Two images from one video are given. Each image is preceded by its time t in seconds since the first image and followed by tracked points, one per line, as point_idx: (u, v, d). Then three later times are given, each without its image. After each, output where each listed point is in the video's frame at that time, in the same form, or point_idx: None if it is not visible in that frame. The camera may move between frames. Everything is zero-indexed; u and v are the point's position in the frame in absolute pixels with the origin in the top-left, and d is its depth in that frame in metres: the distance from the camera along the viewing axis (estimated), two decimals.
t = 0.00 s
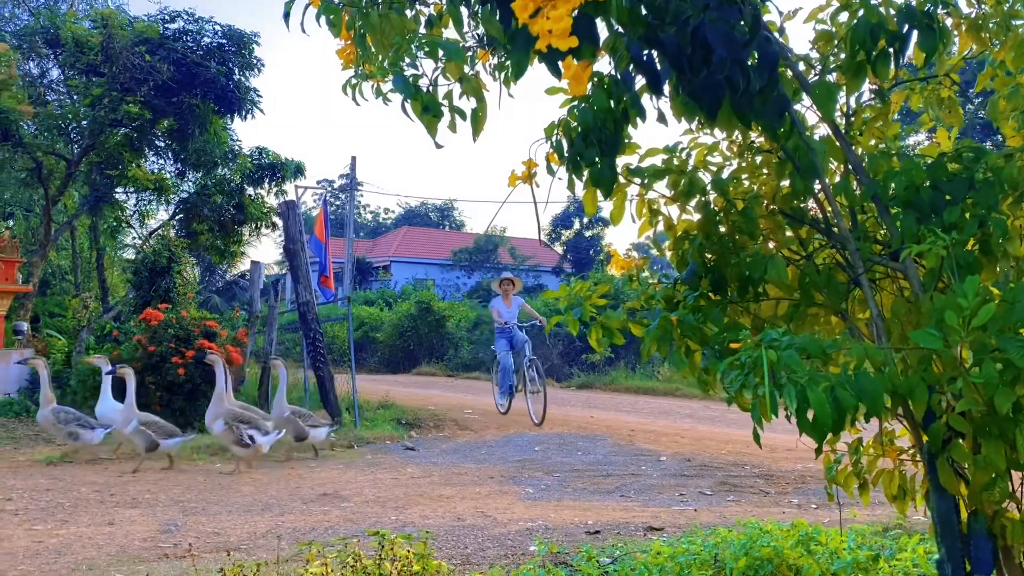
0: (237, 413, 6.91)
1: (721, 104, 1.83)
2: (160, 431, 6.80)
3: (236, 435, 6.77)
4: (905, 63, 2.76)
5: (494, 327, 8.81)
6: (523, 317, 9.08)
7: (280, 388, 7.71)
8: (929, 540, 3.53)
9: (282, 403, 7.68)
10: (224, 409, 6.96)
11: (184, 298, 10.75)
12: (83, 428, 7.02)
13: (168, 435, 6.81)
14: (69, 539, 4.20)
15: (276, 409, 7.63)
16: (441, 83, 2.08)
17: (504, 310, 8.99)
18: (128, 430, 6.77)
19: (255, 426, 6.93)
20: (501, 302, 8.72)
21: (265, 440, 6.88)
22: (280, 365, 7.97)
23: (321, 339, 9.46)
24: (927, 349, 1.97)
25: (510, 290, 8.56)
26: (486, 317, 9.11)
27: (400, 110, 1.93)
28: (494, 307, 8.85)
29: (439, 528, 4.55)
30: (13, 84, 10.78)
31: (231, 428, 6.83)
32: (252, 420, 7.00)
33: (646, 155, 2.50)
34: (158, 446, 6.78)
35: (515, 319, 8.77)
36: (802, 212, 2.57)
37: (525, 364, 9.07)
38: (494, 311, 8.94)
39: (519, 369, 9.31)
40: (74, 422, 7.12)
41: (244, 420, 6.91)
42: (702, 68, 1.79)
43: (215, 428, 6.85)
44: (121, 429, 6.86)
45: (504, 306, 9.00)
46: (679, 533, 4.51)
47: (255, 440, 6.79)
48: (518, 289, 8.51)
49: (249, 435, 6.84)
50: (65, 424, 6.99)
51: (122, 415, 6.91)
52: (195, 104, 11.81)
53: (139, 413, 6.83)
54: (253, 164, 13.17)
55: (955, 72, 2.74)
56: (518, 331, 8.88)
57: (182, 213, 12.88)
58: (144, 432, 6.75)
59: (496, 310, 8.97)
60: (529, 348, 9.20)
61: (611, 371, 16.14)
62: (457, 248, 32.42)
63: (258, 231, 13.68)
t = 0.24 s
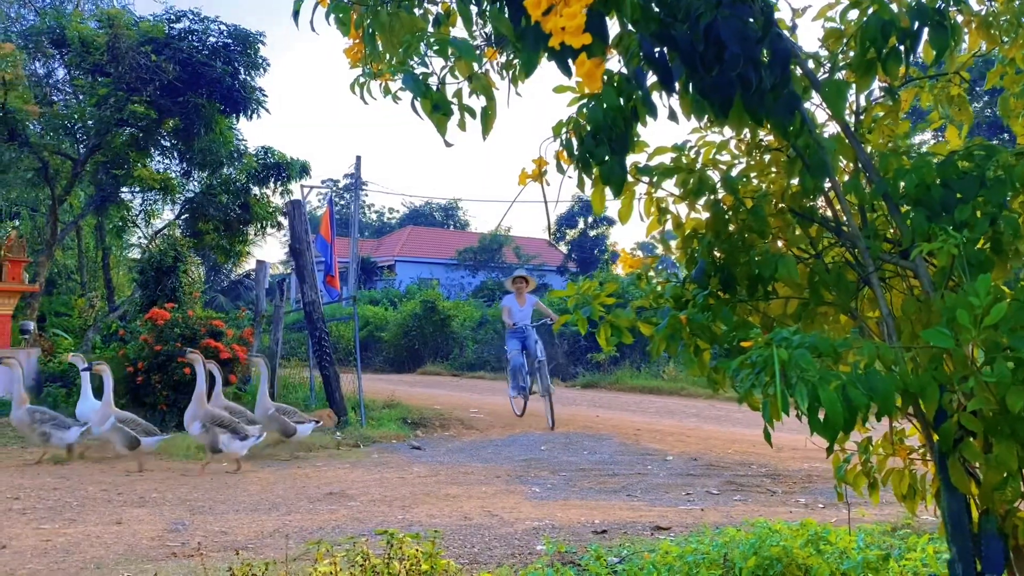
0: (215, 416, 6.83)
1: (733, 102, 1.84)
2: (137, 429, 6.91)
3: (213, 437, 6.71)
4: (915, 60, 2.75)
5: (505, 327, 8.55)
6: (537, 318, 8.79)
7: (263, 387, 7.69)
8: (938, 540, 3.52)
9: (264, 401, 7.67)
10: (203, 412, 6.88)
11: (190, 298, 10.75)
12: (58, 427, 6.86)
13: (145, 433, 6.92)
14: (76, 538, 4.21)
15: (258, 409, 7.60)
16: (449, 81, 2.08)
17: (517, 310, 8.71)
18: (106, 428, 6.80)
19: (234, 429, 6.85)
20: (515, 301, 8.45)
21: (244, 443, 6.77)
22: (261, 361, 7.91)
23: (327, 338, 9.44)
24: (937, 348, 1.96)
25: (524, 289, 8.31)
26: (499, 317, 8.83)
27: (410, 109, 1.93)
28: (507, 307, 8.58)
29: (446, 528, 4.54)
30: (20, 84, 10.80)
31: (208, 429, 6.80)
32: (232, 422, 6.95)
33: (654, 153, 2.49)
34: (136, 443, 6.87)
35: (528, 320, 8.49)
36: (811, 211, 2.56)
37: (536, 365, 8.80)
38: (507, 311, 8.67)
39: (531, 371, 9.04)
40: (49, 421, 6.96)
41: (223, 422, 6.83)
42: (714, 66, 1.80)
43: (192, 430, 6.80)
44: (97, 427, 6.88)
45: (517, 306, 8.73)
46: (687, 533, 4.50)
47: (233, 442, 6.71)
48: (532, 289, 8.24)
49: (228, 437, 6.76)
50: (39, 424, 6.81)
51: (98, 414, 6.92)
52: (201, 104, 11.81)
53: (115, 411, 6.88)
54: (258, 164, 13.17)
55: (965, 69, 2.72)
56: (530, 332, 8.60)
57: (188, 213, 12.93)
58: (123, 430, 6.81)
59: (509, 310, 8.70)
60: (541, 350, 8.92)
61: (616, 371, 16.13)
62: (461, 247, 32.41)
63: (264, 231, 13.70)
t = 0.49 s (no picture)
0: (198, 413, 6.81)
1: (746, 100, 1.83)
2: (110, 425, 6.81)
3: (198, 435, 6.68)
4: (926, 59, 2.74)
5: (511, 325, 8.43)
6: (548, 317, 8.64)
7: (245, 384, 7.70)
8: (949, 540, 3.50)
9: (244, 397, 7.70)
10: (185, 408, 6.84)
11: (198, 297, 10.78)
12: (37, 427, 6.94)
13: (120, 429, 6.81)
14: (87, 536, 4.22)
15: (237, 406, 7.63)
16: (461, 80, 2.08)
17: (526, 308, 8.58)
18: (79, 425, 6.70)
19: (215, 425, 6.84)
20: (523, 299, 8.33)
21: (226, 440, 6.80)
22: (244, 358, 7.94)
23: (334, 337, 9.46)
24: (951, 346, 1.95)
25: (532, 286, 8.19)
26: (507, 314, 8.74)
27: (421, 107, 1.93)
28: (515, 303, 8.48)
29: (456, 526, 4.54)
30: (29, 84, 10.85)
31: (191, 426, 6.76)
32: (213, 419, 6.94)
33: (664, 151, 2.48)
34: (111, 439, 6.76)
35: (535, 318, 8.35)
36: (822, 210, 2.55)
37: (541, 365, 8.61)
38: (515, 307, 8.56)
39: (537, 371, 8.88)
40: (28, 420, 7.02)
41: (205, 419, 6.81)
42: (727, 63, 1.79)
43: (174, 426, 6.73)
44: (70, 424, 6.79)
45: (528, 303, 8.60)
46: (696, 532, 4.49)
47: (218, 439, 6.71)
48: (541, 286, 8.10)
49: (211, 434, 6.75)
50: (18, 424, 6.90)
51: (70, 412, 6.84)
52: (209, 103, 11.85)
53: (87, 407, 6.80)
54: (266, 163, 13.20)
55: (978, 67, 2.71)
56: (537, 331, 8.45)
57: (195, 212, 12.95)
58: (95, 426, 6.72)
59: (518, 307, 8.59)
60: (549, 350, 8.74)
61: (623, 370, 16.11)
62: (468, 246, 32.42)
63: (271, 231, 13.73)
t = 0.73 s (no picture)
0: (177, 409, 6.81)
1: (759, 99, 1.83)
2: (86, 428, 6.65)
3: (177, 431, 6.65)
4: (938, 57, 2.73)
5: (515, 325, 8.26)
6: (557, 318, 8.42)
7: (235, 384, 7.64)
8: (960, 541, 3.49)
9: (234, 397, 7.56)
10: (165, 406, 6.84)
11: (207, 296, 10.81)
12: (18, 426, 6.78)
13: (97, 431, 6.66)
14: (98, 535, 4.23)
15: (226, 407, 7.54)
16: (473, 79, 2.08)
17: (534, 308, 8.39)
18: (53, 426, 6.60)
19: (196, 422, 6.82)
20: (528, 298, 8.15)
21: (207, 433, 6.75)
22: (234, 356, 7.90)
23: (343, 336, 9.48)
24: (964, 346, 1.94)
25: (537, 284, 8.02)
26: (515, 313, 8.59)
27: (433, 107, 1.93)
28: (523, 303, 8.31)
29: (465, 525, 4.55)
30: (38, 85, 10.90)
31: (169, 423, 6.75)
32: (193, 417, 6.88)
33: (674, 150, 2.48)
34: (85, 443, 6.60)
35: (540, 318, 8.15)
36: (834, 208, 2.54)
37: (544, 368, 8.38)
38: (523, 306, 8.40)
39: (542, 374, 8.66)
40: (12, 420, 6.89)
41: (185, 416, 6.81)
42: (740, 63, 1.79)
43: (154, 424, 6.75)
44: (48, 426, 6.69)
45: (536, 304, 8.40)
46: (705, 532, 4.49)
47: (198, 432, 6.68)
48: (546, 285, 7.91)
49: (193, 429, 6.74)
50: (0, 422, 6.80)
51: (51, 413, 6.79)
52: (217, 103, 11.87)
53: (64, 409, 6.69)
54: (274, 163, 13.23)
55: (990, 65, 2.69)
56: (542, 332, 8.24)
57: (204, 212, 12.99)
58: (70, 428, 6.58)
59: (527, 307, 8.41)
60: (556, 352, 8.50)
61: (631, 369, 16.10)
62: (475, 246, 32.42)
63: (279, 230, 13.76)
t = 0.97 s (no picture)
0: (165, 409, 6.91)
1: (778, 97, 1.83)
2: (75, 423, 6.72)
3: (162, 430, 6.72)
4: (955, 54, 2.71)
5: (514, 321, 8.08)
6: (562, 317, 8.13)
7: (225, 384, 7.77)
8: (977, 541, 3.46)
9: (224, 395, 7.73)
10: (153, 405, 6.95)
11: (219, 296, 10.84)
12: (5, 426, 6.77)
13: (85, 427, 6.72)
14: (113, 533, 4.25)
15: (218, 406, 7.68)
16: (490, 79, 2.09)
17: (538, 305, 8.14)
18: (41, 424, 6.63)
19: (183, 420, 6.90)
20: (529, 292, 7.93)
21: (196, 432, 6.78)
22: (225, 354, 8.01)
23: (354, 335, 9.50)
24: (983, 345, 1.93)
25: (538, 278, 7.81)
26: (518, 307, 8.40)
27: (450, 105, 1.94)
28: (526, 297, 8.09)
29: (478, 524, 4.55)
30: (52, 86, 10.97)
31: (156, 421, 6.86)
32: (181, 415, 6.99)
33: (690, 149, 2.47)
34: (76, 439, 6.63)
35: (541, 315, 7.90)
36: (851, 207, 2.53)
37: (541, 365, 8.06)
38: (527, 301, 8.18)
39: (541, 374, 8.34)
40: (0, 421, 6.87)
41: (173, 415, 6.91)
42: (761, 60, 1.80)
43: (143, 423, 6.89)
44: (35, 424, 6.73)
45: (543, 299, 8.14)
46: (718, 532, 4.47)
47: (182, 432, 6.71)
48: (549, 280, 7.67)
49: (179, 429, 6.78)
50: None
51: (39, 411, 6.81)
52: (229, 103, 11.92)
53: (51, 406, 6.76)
54: (286, 163, 13.27)
55: (1008, 63, 2.68)
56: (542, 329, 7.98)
57: (215, 212, 13.03)
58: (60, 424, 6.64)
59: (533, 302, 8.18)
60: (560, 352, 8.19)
61: (642, 369, 16.07)
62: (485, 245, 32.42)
63: (290, 230, 13.80)
